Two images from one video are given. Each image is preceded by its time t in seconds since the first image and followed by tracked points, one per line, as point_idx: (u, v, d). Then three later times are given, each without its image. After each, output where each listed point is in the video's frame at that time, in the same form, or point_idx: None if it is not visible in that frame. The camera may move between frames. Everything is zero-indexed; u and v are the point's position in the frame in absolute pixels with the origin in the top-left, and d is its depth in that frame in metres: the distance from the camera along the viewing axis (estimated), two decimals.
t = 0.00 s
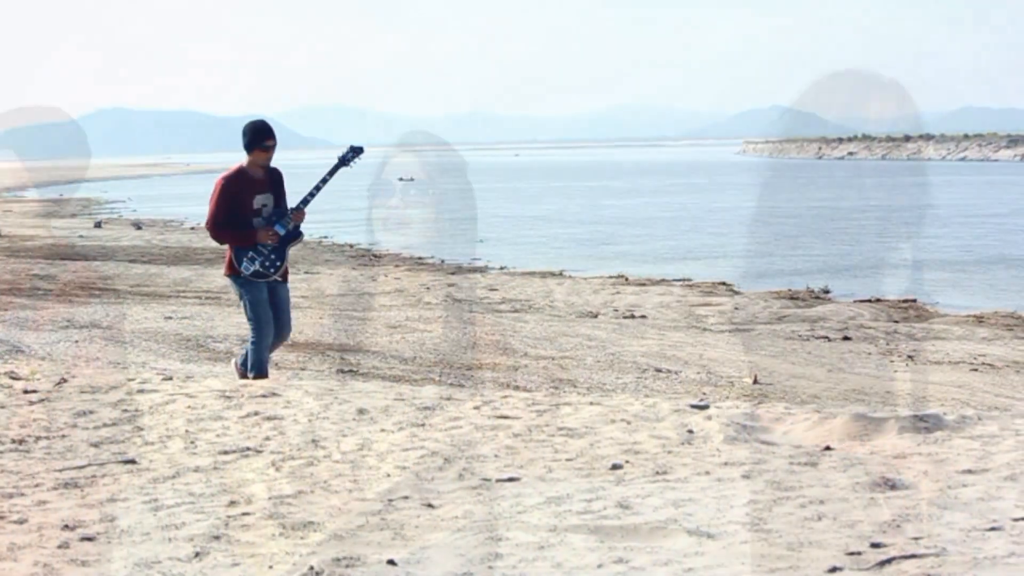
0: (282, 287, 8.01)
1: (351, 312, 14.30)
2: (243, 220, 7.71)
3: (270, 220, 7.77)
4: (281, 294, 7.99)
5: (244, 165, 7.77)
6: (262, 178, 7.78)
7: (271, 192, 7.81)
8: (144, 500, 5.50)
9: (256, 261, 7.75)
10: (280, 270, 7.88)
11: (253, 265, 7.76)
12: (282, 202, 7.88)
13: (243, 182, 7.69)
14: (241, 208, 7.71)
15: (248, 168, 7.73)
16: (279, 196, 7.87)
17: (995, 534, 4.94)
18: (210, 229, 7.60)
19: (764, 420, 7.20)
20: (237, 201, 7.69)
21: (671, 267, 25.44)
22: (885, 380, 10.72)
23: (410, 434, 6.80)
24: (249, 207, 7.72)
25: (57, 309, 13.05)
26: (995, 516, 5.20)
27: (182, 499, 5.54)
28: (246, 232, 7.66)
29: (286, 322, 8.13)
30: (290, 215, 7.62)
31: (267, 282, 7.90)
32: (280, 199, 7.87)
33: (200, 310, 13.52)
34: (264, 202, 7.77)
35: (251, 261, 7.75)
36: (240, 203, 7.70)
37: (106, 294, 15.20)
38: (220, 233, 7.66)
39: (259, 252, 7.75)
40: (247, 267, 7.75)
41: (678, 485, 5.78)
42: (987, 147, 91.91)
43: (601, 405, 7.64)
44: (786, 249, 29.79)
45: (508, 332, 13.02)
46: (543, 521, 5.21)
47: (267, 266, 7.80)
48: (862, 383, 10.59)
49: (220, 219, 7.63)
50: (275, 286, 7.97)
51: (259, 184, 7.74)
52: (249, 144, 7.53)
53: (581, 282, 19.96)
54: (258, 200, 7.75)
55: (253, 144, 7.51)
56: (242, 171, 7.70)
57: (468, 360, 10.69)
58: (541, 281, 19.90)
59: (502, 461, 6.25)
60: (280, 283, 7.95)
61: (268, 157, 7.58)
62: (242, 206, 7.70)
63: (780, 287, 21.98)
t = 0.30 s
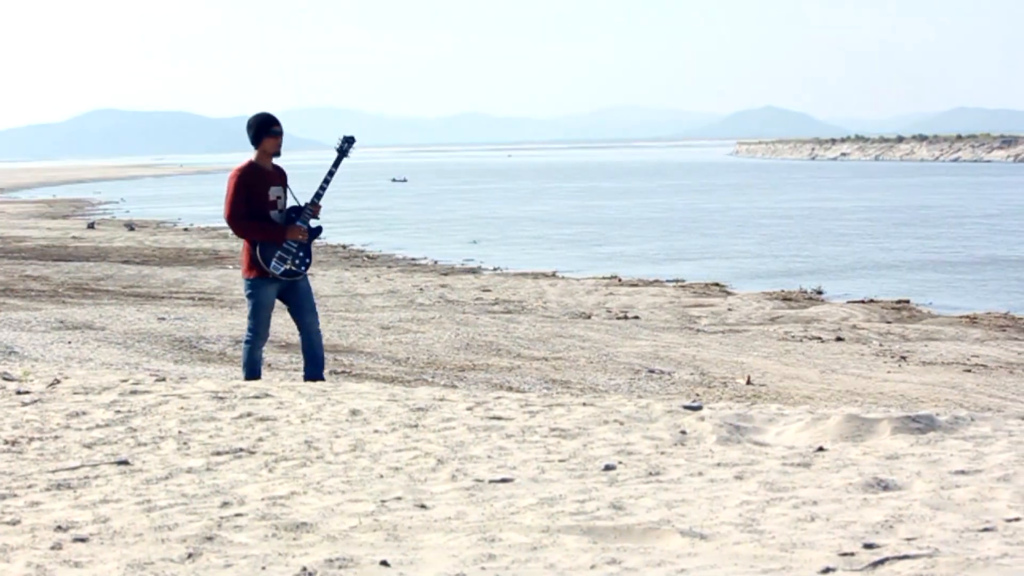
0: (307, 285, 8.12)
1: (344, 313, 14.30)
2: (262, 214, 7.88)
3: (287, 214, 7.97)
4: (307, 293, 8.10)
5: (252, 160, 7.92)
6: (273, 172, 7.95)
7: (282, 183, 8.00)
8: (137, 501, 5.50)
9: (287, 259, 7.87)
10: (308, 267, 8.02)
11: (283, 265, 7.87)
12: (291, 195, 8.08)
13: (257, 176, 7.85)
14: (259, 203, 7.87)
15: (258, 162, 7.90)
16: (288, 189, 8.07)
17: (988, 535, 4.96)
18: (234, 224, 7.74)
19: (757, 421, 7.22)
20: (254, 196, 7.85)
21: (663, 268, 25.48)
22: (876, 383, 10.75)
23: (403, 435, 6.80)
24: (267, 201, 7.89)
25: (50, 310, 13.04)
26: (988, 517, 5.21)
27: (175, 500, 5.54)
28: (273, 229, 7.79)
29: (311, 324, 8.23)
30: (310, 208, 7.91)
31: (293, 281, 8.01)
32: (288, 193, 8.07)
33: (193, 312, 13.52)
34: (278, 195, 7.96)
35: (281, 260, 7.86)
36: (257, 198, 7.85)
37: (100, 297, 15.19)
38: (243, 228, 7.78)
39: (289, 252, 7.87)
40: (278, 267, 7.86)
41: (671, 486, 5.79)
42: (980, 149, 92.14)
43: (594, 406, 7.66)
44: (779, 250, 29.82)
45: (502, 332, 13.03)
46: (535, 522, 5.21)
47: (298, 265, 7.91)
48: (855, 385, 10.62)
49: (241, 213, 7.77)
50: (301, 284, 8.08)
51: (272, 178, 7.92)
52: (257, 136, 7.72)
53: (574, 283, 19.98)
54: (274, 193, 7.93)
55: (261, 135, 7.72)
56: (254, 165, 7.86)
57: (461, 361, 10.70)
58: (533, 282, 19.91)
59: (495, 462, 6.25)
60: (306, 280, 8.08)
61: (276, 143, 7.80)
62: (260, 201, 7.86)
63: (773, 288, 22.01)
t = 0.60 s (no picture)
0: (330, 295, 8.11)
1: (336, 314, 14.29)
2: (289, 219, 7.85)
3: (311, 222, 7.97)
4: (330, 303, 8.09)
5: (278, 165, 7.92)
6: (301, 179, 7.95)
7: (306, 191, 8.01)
8: (128, 502, 5.49)
9: (311, 268, 7.85)
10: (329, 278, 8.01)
11: (308, 273, 7.85)
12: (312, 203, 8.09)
13: (285, 180, 7.84)
14: (287, 208, 7.85)
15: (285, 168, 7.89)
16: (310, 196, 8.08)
17: (980, 536, 4.97)
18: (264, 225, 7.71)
19: (748, 422, 7.24)
20: (281, 200, 7.83)
21: (655, 269, 25.50)
22: (867, 383, 10.79)
23: (395, 436, 6.81)
24: (295, 207, 7.87)
25: (41, 311, 13.01)
26: (980, 517, 5.24)
27: (166, 501, 5.54)
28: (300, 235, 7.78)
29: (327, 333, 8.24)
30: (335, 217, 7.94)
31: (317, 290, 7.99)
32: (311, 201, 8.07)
33: (184, 312, 13.49)
34: (305, 201, 7.95)
35: (306, 268, 7.83)
36: (285, 203, 7.83)
37: (91, 297, 15.15)
38: (271, 232, 7.75)
39: (314, 260, 7.85)
40: (303, 275, 7.83)
41: (663, 487, 5.80)
42: (971, 149, 92.44)
43: (585, 406, 7.67)
44: (769, 250, 29.86)
45: (493, 333, 13.04)
46: (527, 523, 5.23)
47: (322, 275, 7.89)
48: (846, 386, 10.66)
49: (270, 216, 7.74)
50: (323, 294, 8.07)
51: (301, 184, 7.91)
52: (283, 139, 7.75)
53: (565, 284, 19.99)
54: (300, 198, 7.92)
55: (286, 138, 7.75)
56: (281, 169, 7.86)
57: (453, 362, 10.70)
58: (525, 283, 19.91)
59: (487, 463, 6.27)
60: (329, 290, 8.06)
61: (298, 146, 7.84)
62: (287, 206, 7.84)
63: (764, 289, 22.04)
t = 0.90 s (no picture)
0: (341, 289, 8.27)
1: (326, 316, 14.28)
2: (296, 215, 8.08)
3: (323, 217, 8.16)
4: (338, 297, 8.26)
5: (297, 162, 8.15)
6: (317, 175, 8.15)
7: (323, 188, 8.21)
8: (117, 504, 5.50)
9: (312, 262, 8.05)
10: (336, 272, 8.18)
11: (308, 267, 8.05)
12: (333, 200, 8.28)
13: (295, 177, 8.07)
14: (296, 205, 8.09)
15: (302, 165, 8.12)
16: (331, 193, 8.26)
17: (968, 536, 5.00)
18: (263, 223, 7.94)
19: (736, 423, 7.27)
20: (290, 196, 8.06)
21: (644, 270, 25.52)
22: (855, 385, 10.82)
23: (383, 437, 6.82)
24: (303, 203, 8.09)
25: (29, 311, 12.97)
26: (968, 518, 5.27)
27: (155, 502, 5.54)
28: (301, 230, 7.98)
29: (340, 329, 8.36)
30: (346, 213, 8.06)
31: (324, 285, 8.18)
32: (332, 197, 8.25)
33: (172, 313, 13.45)
34: (317, 198, 8.16)
35: (305, 262, 8.05)
36: (293, 198, 8.06)
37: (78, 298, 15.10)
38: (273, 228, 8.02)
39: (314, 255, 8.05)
40: (303, 269, 8.05)
41: (652, 488, 5.83)
42: (960, 151, 92.74)
43: (573, 408, 7.69)
44: (758, 250, 29.91)
45: (482, 335, 13.04)
46: (515, 523, 5.25)
47: (323, 268, 8.08)
48: (835, 387, 10.68)
49: (272, 211, 8.00)
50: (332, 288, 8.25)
51: (312, 181, 8.13)
52: (301, 134, 7.90)
53: (554, 285, 19.98)
54: (312, 195, 8.12)
55: (305, 134, 7.89)
56: (295, 166, 8.10)
57: (442, 363, 10.71)
58: (513, 284, 19.90)
59: (475, 464, 6.28)
60: (337, 284, 8.22)
61: (321, 145, 7.96)
62: (295, 202, 8.07)
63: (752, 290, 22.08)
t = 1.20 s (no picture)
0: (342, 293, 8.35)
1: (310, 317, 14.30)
2: (299, 220, 8.09)
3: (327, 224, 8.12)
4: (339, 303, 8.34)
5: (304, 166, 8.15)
6: (322, 180, 8.13)
7: (328, 194, 8.19)
8: (100, 505, 5.50)
9: (311, 266, 8.13)
10: (335, 277, 8.24)
11: (307, 271, 8.14)
12: (340, 207, 8.25)
13: (300, 182, 8.08)
14: (299, 210, 8.09)
15: (308, 169, 8.11)
16: (337, 199, 8.24)
17: (952, 537, 5.04)
18: (266, 228, 7.95)
19: (720, 424, 7.32)
20: (293, 200, 8.08)
21: (628, 271, 25.58)
22: (839, 386, 10.90)
23: (368, 438, 6.84)
24: (306, 208, 8.09)
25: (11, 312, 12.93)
26: (952, 519, 5.31)
27: (138, 504, 5.55)
28: (302, 235, 8.02)
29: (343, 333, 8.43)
30: (349, 220, 8.02)
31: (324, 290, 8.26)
32: (338, 202, 8.22)
33: (156, 314, 13.45)
34: (322, 203, 8.13)
35: (304, 267, 8.15)
36: (296, 203, 8.08)
37: (61, 299, 15.08)
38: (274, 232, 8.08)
39: (314, 259, 8.14)
40: (302, 272, 8.14)
41: (635, 489, 5.86)
42: (943, 152, 93.21)
43: (558, 408, 7.72)
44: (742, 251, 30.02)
45: (466, 336, 13.06)
46: (500, 525, 5.28)
47: (323, 273, 8.15)
48: (818, 387, 10.76)
49: (274, 215, 8.02)
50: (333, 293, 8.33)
51: (316, 186, 8.12)
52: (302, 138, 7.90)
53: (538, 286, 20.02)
54: (316, 202, 8.12)
55: (305, 137, 7.88)
56: (300, 170, 8.10)
57: (426, 364, 10.73)
58: (498, 285, 19.93)
59: (460, 465, 6.31)
60: (337, 290, 8.27)
61: (319, 150, 7.91)
62: (298, 207, 8.08)
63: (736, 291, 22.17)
